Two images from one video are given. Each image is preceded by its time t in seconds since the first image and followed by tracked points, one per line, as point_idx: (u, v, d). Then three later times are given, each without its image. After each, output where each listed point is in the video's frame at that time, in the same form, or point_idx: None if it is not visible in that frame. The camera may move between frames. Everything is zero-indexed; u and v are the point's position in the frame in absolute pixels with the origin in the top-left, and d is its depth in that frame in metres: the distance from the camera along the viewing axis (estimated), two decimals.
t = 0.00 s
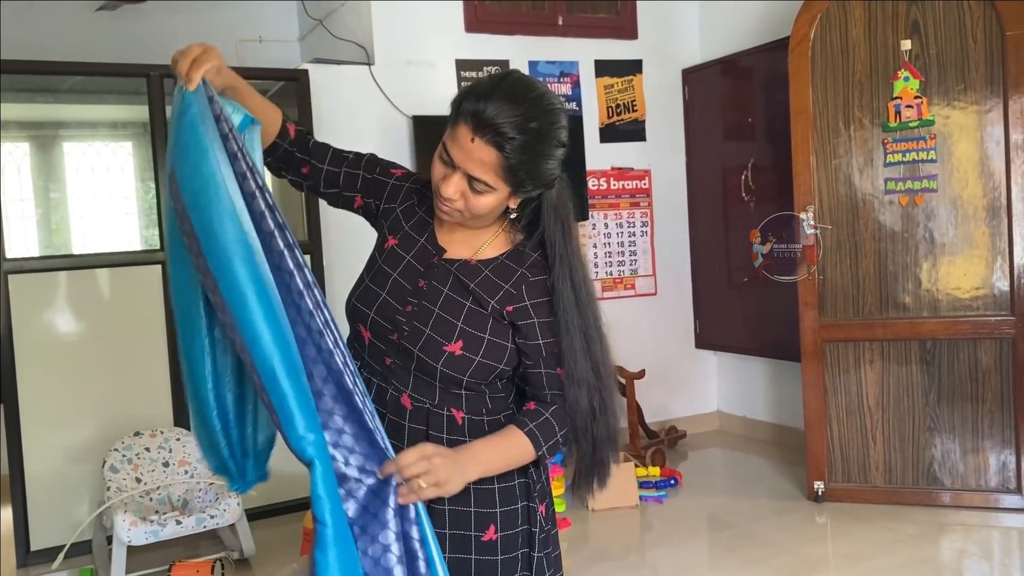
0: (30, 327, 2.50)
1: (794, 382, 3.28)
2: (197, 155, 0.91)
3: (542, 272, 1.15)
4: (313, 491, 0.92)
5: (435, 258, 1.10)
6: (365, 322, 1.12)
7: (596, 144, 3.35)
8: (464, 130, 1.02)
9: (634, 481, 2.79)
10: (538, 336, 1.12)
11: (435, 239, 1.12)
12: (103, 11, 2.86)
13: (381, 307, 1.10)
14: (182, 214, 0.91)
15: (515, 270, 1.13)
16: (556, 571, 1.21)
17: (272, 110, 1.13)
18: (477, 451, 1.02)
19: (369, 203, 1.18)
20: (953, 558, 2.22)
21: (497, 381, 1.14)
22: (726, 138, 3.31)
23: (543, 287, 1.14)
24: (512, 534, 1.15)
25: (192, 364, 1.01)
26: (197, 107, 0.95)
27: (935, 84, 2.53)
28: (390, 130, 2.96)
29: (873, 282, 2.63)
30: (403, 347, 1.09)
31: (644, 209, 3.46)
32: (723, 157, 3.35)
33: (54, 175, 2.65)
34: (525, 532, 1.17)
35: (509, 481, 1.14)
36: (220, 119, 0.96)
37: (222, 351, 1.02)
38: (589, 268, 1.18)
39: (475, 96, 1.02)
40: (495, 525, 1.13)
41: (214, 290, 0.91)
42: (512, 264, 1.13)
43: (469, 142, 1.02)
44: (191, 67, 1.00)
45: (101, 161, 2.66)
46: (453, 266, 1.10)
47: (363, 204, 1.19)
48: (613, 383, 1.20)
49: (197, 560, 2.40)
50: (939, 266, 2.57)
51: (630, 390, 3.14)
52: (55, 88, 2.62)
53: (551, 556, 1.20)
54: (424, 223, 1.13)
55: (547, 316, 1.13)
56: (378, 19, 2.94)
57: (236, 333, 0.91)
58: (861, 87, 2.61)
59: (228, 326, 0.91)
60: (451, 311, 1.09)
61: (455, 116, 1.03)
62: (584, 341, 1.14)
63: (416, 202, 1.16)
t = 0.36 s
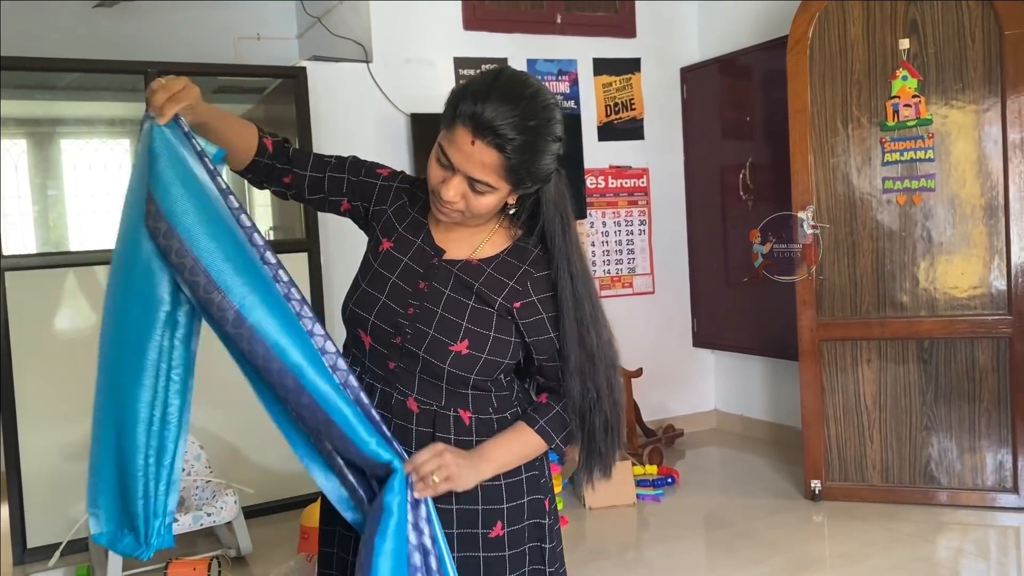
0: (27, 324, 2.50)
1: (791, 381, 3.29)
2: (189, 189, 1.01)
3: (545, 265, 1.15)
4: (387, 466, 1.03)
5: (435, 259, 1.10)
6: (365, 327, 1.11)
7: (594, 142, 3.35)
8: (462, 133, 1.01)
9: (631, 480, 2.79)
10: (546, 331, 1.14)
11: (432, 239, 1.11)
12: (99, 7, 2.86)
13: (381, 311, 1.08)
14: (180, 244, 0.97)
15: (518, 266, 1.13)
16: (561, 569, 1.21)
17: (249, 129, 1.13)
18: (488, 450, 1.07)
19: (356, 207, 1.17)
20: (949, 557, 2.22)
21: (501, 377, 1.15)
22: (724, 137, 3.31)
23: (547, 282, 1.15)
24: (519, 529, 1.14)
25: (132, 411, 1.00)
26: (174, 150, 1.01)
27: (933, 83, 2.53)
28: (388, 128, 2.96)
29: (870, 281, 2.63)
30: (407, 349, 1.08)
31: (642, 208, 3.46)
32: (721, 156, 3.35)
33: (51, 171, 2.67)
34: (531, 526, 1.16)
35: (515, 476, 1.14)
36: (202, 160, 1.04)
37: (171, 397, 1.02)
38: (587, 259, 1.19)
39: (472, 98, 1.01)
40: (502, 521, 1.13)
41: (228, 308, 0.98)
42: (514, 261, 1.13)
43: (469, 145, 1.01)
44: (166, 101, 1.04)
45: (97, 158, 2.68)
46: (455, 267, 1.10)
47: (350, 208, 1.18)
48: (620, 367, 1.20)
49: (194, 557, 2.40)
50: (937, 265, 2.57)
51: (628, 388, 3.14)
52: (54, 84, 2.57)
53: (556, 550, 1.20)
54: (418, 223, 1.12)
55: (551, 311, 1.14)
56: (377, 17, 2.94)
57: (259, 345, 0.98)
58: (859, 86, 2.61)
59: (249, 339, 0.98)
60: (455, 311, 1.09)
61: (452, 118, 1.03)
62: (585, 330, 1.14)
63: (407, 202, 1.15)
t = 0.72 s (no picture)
0: (23, 322, 2.50)
1: (787, 380, 3.29)
2: (203, 141, 0.95)
3: (548, 265, 1.16)
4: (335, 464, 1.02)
5: (436, 259, 1.09)
6: (364, 325, 1.10)
7: (592, 141, 3.35)
8: (470, 149, 1.01)
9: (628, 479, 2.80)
10: (544, 332, 1.13)
11: (434, 239, 1.11)
12: (97, 5, 2.85)
13: (381, 310, 1.08)
14: (184, 196, 0.92)
15: (519, 268, 1.13)
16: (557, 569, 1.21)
17: (259, 114, 1.12)
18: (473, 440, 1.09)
19: (360, 202, 1.18)
20: (945, 556, 2.23)
21: (500, 377, 1.15)
22: (722, 136, 3.32)
23: (548, 284, 1.15)
24: (515, 528, 1.14)
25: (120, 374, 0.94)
26: (195, 98, 0.95)
27: (930, 83, 2.54)
28: (386, 127, 2.96)
29: (868, 281, 2.63)
30: (406, 349, 1.08)
31: (640, 207, 3.46)
32: (718, 155, 3.35)
33: (49, 170, 2.62)
34: (528, 526, 1.16)
35: (510, 476, 1.15)
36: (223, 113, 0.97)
37: (166, 359, 0.97)
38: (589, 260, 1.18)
39: (478, 112, 1.01)
40: (497, 520, 1.13)
41: (220, 272, 0.95)
42: (515, 262, 1.13)
43: (479, 162, 1.01)
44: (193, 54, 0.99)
45: (96, 156, 2.64)
46: (455, 267, 1.10)
47: (353, 203, 1.18)
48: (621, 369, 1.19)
49: (191, 556, 2.39)
50: (934, 265, 2.57)
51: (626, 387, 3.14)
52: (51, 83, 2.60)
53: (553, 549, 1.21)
54: (420, 222, 1.12)
55: (550, 313, 1.14)
56: (374, 16, 2.93)
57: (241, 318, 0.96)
58: (857, 86, 2.61)
59: (235, 306, 0.95)
60: (455, 311, 1.09)
61: (457, 132, 1.02)
62: (586, 332, 1.14)
63: (411, 200, 1.15)
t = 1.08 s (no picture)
0: (21, 320, 2.49)
1: (785, 380, 3.29)
2: (234, 85, 1.01)
3: (546, 269, 1.14)
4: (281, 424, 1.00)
5: (434, 257, 1.09)
6: (362, 320, 1.11)
7: (590, 141, 3.35)
8: (478, 146, 1.01)
9: (626, 478, 2.80)
10: (521, 337, 1.11)
11: (433, 237, 1.11)
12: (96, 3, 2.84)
13: (379, 304, 1.09)
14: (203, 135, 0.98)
15: (513, 270, 1.12)
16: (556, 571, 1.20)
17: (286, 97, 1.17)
18: (414, 443, 1.05)
19: (366, 195, 1.18)
20: (942, 556, 2.23)
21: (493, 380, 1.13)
22: (720, 135, 3.32)
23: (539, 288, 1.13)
24: (512, 530, 1.14)
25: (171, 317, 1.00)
26: (239, 48, 1.02)
27: (928, 83, 2.54)
28: (385, 126, 2.96)
29: (866, 281, 2.63)
30: (401, 346, 1.08)
31: (638, 207, 3.46)
32: (717, 155, 3.35)
33: (45, 167, 2.63)
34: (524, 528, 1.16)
35: (507, 478, 1.14)
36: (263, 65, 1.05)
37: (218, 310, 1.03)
38: (586, 266, 1.17)
39: (487, 110, 1.00)
40: (494, 522, 1.13)
41: (218, 211, 0.98)
42: (511, 264, 1.12)
43: (486, 159, 1.01)
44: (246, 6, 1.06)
45: (92, 154, 2.66)
46: (452, 265, 1.09)
47: (360, 195, 1.19)
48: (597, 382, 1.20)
49: (188, 555, 2.39)
50: (932, 265, 2.57)
51: (623, 387, 3.14)
52: (48, 80, 2.59)
53: (548, 552, 1.21)
54: (423, 220, 1.12)
55: (537, 317, 1.12)
56: (373, 15, 2.93)
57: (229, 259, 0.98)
58: (855, 86, 2.61)
59: (222, 250, 0.99)
60: (450, 311, 1.09)
61: (465, 128, 1.02)
62: (573, 340, 1.14)
63: (415, 197, 1.15)
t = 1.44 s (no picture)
0: (19, 318, 2.49)
1: (783, 379, 3.29)
2: (245, 58, 0.99)
3: (539, 269, 1.14)
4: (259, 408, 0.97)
5: (429, 251, 1.09)
6: (356, 313, 1.11)
7: (588, 140, 3.35)
8: (476, 135, 1.01)
9: (623, 477, 2.80)
10: (509, 335, 1.09)
11: (430, 233, 1.11)
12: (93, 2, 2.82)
13: (372, 298, 1.09)
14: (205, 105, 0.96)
15: (506, 268, 1.11)
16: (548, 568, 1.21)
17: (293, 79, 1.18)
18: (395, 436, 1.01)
19: (368, 188, 1.18)
20: (939, 555, 2.23)
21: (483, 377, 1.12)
22: (718, 135, 3.32)
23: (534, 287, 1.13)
24: (502, 530, 1.14)
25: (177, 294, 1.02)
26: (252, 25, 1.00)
27: (926, 83, 2.54)
28: (383, 125, 2.96)
29: (863, 281, 2.63)
30: (392, 339, 1.08)
31: (636, 206, 3.46)
32: (714, 154, 3.35)
33: (42, 165, 2.59)
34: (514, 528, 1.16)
35: (498, 477, 1.14)
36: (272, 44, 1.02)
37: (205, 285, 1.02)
38: (584, 267, 1.17)
39: (485, 100, 1.01)
40: (485, 521, 1.13)
41: (210, 181, 0.96)
42: (504, 262, 1.12)
43: (483, 147, 1.01)
44: None
45: (89, 152, 2.62)
46: (445, 261, 1.09)
47: (363, 188, 1.19)
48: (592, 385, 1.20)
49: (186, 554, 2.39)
50: (929, 265, 2.57)
51: (621, 386, 3.14)
52: (45, 78, 2.58)
53: (541, 552, 1.21)
54: (421, 216, 1.12)
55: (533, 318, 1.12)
56: (371, 14, 2.93)
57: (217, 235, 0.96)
58: (853, 85, 2.61)
59: (211, 220, 0.96)
60: (441, 306, 1.08)
61: (463, 118, 1.02)
62: (573, 339, 1.15)
63: (416, 194, 1.15)
